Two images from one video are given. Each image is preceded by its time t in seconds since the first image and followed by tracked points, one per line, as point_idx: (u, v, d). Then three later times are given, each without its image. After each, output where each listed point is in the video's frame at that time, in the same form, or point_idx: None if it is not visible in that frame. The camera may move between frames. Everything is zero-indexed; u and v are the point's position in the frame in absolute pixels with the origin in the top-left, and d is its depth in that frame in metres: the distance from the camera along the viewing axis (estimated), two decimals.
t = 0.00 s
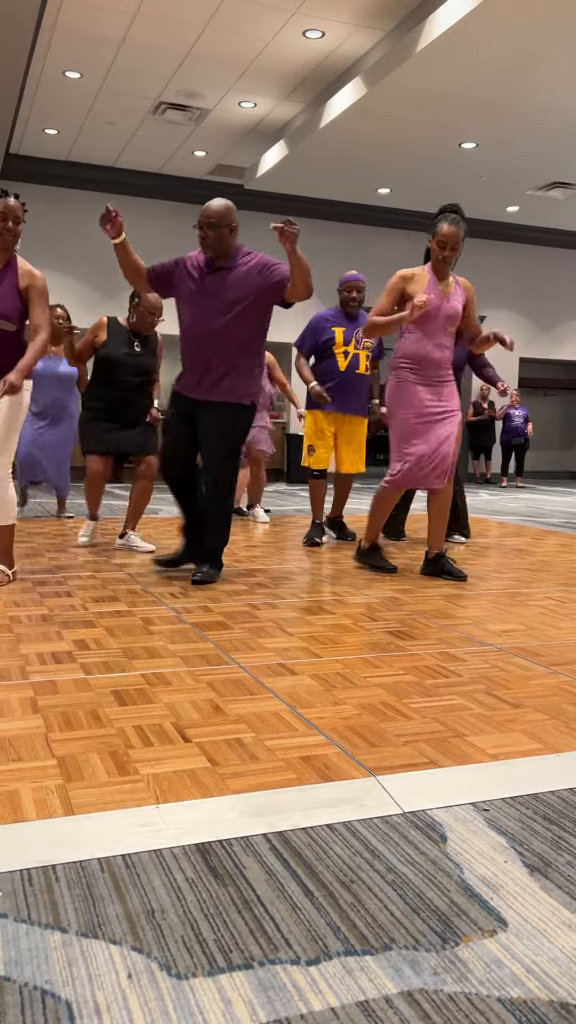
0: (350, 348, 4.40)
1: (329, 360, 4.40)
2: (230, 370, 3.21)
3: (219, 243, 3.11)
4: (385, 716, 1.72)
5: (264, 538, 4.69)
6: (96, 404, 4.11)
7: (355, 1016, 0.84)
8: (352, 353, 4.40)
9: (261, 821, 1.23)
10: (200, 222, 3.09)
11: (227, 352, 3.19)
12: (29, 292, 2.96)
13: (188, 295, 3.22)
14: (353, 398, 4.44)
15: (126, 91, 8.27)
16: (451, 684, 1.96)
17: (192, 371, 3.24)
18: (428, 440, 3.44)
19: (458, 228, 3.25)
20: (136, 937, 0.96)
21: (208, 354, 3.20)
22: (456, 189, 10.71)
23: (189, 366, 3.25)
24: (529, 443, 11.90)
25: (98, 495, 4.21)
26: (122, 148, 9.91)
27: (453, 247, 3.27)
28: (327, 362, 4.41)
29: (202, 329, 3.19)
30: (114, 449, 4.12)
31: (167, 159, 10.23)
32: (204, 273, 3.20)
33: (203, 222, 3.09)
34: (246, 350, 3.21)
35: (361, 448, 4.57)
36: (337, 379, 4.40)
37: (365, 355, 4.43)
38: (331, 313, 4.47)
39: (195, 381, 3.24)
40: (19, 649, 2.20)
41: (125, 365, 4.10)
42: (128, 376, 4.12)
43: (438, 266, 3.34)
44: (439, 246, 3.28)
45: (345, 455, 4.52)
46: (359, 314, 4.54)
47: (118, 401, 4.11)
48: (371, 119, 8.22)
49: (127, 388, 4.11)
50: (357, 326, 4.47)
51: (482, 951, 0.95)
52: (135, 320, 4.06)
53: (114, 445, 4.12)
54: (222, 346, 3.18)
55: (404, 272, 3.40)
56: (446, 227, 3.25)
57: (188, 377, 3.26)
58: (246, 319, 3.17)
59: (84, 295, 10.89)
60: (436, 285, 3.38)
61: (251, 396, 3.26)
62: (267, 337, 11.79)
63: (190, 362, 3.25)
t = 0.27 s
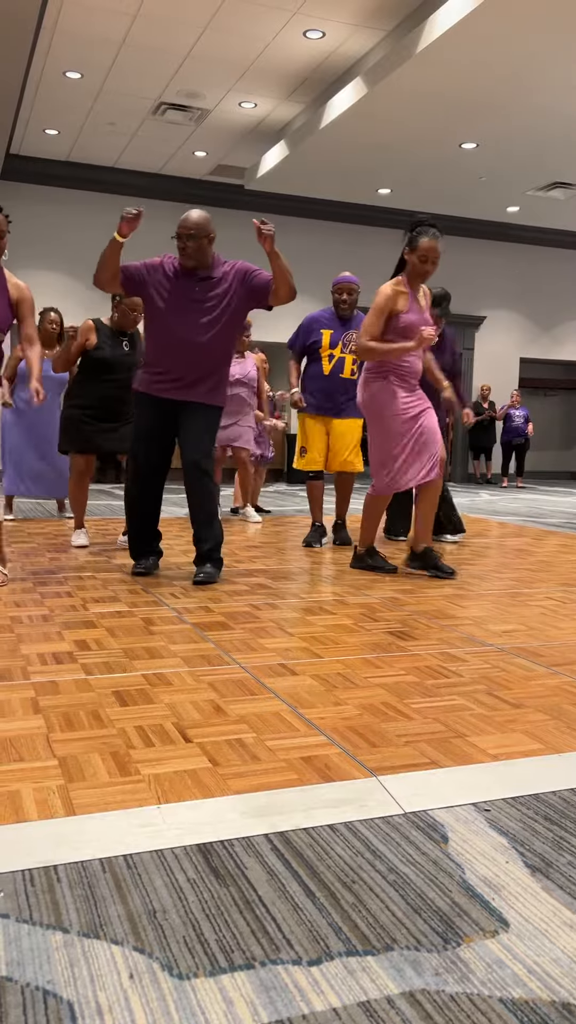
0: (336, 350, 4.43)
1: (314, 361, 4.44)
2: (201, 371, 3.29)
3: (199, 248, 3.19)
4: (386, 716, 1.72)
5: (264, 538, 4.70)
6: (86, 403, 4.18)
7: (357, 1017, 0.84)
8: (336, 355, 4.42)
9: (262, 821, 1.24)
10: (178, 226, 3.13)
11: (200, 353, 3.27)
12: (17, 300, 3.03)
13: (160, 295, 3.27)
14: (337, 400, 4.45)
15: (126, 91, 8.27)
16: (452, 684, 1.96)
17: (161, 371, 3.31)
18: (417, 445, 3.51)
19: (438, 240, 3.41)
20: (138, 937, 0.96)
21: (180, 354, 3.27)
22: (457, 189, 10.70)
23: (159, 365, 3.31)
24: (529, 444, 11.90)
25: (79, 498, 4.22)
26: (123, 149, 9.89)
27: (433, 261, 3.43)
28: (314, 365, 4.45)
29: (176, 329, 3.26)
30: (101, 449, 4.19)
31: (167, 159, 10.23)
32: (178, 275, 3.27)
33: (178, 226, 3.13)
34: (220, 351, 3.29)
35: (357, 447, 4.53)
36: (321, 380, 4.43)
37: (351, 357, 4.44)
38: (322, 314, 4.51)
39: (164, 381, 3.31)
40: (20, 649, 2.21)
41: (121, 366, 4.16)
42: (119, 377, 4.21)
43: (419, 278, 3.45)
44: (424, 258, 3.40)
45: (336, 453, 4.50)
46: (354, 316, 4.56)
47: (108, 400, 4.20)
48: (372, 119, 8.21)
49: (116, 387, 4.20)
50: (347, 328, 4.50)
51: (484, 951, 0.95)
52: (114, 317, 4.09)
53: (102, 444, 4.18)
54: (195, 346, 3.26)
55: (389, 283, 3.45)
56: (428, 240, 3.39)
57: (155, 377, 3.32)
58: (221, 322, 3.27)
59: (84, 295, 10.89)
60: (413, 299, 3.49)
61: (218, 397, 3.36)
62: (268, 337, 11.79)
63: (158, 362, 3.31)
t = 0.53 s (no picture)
0: (328, 362, 4.41)
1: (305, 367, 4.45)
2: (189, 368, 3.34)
3: (185, 249, 3.22)
4: (387, 716, 1.72)
5: (264, 538, 4.70)
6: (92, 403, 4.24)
7: (358, 1017, 0.84)
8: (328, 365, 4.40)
9: (263, 822, 1.24)
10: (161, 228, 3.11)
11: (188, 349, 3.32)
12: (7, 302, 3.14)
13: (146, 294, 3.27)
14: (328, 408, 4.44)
15: (126, 92, 8.27)
16: (453, 684, 1.96)
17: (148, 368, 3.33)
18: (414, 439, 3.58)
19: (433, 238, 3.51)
20: (139, 937, 0.96)
21: (167, 351, 3.31)
22: (457, 189, 10.70)
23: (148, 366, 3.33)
24: (529, 443, 11.90)
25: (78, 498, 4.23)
26: (124, 148, 9.88)
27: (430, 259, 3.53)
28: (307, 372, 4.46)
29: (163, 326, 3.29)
30: (103, 449, 4.24)
31: (167, 159, 10.23)
32: (160, 273, 3.29)
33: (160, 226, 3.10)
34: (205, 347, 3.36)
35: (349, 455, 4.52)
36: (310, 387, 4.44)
37: (343, 370, 4.42)
38: (320, 321, 4.52)
39: (153, 379, 3.33)
40: (21, 649, 2.21)
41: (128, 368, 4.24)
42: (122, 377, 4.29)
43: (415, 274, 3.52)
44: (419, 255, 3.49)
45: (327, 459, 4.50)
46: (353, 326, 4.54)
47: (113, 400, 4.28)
48: (372, 119, 8.21)
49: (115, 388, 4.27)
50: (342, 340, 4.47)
51: (485, 951, 0.95)
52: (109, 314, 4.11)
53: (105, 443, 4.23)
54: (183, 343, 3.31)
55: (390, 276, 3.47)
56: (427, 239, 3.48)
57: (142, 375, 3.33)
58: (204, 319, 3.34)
59: (85, 295, 10.89)
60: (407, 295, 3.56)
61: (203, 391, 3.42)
62: (268, 337, 11.78)
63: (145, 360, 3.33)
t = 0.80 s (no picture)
0: (319, 354, 4.43)
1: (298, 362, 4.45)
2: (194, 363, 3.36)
3: (177, 244, 3.25)
4: (387, 716, 1.72)
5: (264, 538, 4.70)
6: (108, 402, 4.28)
7: (358, 1017, 0.84)
8: (321, 356, 4.42)
9: (263, 822, 1.24)
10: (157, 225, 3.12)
11: (191, 344, 3.34)
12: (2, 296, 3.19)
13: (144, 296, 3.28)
14: (324, 401, 4.46)
15: (126, 92, 8.27)
16: (453, 684, 1.96)
17: (155, 369, 3.33)
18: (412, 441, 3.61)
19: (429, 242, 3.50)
20: (139, 937, 0.96)
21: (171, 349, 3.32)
22: (458, 189, 10.69)
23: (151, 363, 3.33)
24: (529, 443, 11.90)
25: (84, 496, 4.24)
26: (124, 148, 9.88)
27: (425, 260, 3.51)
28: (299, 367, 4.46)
29: (165, 325, 3.30)
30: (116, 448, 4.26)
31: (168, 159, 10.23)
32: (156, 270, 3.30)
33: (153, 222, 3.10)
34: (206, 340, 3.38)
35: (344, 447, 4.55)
36: (305, 382, 4.45)
37: (336, 359, 4.45)
38: (303, 314, 4.50)
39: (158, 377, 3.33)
40: (21, 650, 2.20)
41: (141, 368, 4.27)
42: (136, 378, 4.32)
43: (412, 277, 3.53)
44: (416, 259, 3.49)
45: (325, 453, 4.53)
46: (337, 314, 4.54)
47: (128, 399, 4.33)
48: (372, 119, 8.21)
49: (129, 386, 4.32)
50: (330, 327, 4.48)
51: (485, 951, 0.95)
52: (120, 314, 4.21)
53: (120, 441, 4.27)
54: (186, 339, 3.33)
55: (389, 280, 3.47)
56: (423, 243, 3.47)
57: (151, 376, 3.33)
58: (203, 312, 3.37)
59: (85, 295, 10.88)
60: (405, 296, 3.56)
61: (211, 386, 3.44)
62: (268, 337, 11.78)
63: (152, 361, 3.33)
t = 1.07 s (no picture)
0: (320, 356, 4.44)
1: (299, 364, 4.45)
2: (203, 368, 3.36)
3: (188, 253, 3.21)
4: (387, 716, 1.72)
5: (263, 538, 4.70)
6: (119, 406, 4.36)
7: (359, 1017, 0.84)
8: (321, 357, 4.43)
9: (263, 821, 1.24)
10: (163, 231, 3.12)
11: (200, 350, 3.34)
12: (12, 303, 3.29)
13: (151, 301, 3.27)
14: (327, 401, 4.46)
15: (126, 92, 8.27)
16: (453, 684, 1.96)
17: (164, 374, 3.34)
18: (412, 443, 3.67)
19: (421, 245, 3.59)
20: (139, 937, 0.96)
21: (179, 353, 3.32)
22: (458, 189, 10.68)
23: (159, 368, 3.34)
24: (530, 443, 11.89)
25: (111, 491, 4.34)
26: (124, 148, 9.88)
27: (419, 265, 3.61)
28: (300, 369, 4.47)
29: (173, 330, 3.30)
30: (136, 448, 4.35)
31: (168, 159, 10.23)
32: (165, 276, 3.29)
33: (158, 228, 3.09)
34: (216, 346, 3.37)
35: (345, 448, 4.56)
36: (307, 384, 4.45)
37: (336, 360, 4.46)
38: (301, 319, 4.52)
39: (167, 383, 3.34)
40: (21, 650, 2.20)
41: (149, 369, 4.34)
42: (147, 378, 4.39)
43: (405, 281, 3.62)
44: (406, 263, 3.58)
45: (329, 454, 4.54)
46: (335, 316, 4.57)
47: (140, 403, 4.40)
48: (373, 119, 8.21)
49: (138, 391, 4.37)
50: (327, 328, 4.49)
51: (486, 951, 0.95)
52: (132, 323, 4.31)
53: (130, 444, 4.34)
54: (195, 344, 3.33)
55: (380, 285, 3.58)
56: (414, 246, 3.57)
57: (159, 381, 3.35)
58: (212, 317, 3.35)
59: (85, 294, 10.88)
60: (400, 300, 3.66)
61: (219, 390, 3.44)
62: (268, 337, 11.77)
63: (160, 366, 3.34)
